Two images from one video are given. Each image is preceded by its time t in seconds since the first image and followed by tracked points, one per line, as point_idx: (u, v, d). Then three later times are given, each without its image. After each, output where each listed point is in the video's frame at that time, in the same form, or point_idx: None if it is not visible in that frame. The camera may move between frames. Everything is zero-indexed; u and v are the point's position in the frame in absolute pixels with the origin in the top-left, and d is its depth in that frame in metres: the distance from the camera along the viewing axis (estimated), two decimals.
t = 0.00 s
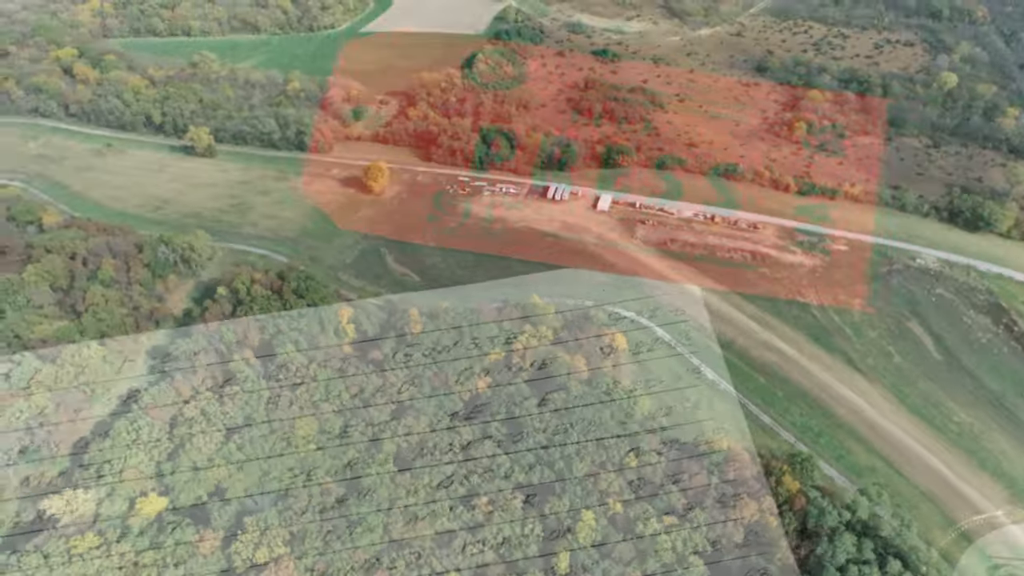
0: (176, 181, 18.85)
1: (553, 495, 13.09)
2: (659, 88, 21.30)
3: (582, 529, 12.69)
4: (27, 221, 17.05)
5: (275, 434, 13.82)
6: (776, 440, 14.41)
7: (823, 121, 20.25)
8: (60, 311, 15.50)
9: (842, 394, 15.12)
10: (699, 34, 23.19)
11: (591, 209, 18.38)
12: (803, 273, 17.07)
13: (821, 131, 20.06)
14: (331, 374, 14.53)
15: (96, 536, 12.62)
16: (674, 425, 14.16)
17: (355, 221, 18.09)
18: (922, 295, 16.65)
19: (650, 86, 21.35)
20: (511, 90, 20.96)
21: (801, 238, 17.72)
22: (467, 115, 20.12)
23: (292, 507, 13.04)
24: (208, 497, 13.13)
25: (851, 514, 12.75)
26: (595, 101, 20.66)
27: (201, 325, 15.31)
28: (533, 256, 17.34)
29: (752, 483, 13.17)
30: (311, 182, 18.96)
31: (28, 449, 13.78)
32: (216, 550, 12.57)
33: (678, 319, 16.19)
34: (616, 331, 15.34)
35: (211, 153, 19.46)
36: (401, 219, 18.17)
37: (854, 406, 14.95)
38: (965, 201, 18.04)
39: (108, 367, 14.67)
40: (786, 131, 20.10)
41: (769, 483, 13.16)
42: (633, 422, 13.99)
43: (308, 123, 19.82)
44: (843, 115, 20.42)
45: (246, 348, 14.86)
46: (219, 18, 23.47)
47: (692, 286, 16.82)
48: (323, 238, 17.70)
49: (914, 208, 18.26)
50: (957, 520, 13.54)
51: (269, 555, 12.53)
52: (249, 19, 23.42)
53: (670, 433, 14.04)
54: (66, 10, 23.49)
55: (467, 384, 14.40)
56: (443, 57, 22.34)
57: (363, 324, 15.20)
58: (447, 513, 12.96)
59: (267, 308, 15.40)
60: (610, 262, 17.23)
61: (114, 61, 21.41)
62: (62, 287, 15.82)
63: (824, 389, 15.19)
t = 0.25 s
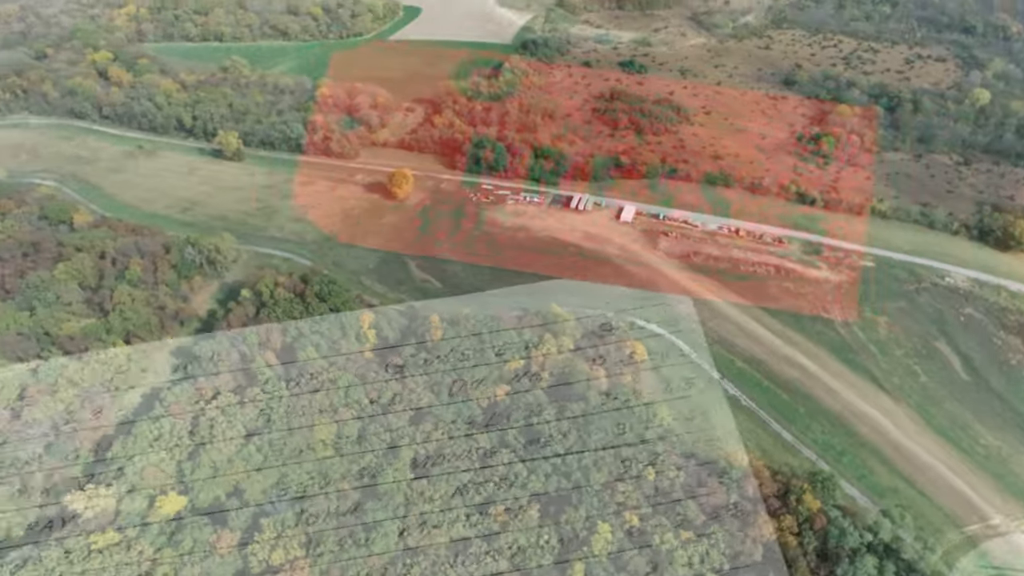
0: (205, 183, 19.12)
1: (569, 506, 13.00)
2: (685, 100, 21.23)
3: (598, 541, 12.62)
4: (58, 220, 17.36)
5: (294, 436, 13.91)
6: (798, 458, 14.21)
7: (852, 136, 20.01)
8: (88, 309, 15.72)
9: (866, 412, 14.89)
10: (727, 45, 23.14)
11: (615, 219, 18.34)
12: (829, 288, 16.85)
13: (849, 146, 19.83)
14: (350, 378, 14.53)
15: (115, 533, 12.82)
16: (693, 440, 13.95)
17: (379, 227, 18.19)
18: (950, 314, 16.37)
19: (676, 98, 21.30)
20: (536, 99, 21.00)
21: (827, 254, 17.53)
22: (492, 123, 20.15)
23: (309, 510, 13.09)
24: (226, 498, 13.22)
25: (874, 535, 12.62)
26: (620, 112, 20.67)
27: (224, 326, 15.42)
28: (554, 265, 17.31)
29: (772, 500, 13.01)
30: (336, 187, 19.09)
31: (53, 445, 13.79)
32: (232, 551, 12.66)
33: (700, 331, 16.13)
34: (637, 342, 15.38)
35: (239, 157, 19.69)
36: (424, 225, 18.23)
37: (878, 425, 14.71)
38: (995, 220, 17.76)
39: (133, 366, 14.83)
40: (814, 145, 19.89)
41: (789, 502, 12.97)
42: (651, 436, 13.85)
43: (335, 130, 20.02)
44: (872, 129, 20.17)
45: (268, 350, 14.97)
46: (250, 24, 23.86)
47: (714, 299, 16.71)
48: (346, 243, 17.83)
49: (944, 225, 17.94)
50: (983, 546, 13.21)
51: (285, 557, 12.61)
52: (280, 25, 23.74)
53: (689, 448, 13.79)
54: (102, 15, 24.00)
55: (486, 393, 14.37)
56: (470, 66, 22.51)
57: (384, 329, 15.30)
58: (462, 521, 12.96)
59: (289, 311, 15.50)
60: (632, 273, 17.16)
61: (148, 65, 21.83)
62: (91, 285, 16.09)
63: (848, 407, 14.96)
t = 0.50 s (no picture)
0: (230, 186, 19.35)
1: (584, 517, 12.91)
2: (709, 112, 21.14)
3: (614, 553, 12.51)
4: (87, 220, 17.66)
5: (312, 439, 13.94)
6: (818, 475, 13.99)
7: (879, 149, 19.78)
8: (113, 308, 15.94)
9: (889, 430, 14.65)
10: (753, 57, 23.16)
11: (636, 229, 18.26)
12: (852, 303, 16.64)
13: (876, 159, 19.60)
14: (368, 381, 14.65)
15: (134, 529, 12.83)
16: (711, 454, 13.92)
17: (400, 232, 18.27)
18: (977, 331, 16.12)
19: (701, 109, 21.22)
20: (560, 108, 21.04)
21: (852, 268, 17.32)
22: (515, 131, 20.20)
23: (324, 512, 13.10)
24: (243, 499, 13.28)
25: (895, 555, 12.49)
26: (644, 122, 20.64)
27: (245, 327, 15.57)
28: (574, 274, 17.26)
29: (791, 516, 12.87)
30: (359, 192, 19.21)
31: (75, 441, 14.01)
32: (248, 551, 12.68)
33: (720, 344, 16.02)
34: (656, 353, 15.27)
35: (264, 160, 19.88)
36: (445, 231, 18.27)
37: (901, 443, 14.47)
38: None
39: (156, 364, 15.00)
40: (839, 158, 19.70)
41: (808, 519, 12.83)
42: (668, 448, 13.83)
43: (359, 134, 20.15)
44: (900, 144, 19.94)
45: (288, 352, 15.08)
46: (279, 30, 24.15)
47: (736, 312, 16.59)
48: (368, 247, 17.93)
49: (971, 242, 17.70)
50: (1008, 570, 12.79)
51: (301, 559, 12.62)
52: (307, 31, 24.02)
53: (706, 460, 13.78)
54: (135, 19, 24.47)
55: (504, 401, 14.38)
56: (494, 74, 22.62)
57: (404, 334, 15.38)
58: (476, 529, 12.90)
59: (310, 314, 15.68)
60: (653, 284, 17.08)
61: (178, 69, 22.22)
62: (117, 284, 16.31)
63: (869, 424, 14.74)
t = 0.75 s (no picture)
0: (260, 189, 19.59)
1: (602, 530, 12.86)
2: (739, 124, 20.98)
3: (631, 567, 12.49)
4: (120, 219, 17.95)
5: (334, 442, 14.05)
6: (842, 495, 13.76)
7: (912, 165, 19.44)
8: (143, 306, 16.19)
9: (916, 452, 14.38)
10: (784, 70, 23.00)
11: (662, 241, 18.16)
12: (881, 322, 16.39)
13: (909, 175, 19.27)
14: (390, 386, 14.69)
15: (156, 526, 12.96)
16: (733, 471, 13.90)
17: (426, 239, 18.36)
18: (1010, 354, 15.81)
19: (730, 121, 21.07)
20: (589, 118, 21.03)
21: (881, 285, 17.07)
22: (543, 140, 20.21)
23: (343, 516, 13.16)
24: (262, 500, 13.39)
25: None
26: (672, 133, 20.56)
27: (270, 330, 15.69)
28: (599, 285, 17.21)
29: (813, 537, 12.66)
30: (387, 198, 19.34)
31: (102, 436, 14.23)
32: (267, 552, 12.78)
33: (745, 359, 15.87)
34: (679, 368, 15.21)
35: (294, 164, 20.13)
36: (470, 239, 18.33)
37: (928, 465, 14.21)
38: None
39: (184, 364, 15.16)
40: (871, 174, 19.42)
41: (832, 541, 12.58)
42: (691, 463, 13.67)
43: (388, 141, 20.29)
44: (934, 160, 19.60)
45: (312, 355, 15.19)
46: (311, 37, 24.53)
47: (762, 327, 16.40)
48: (394, 253, 18.04)
49: (1005, 262, 17.41)
50: None
51: (318, 562, 12.69)
52: (340, 38, 24.34)
53: (727, 476, 13.77)
54: (172, 24, 25.01)
55: (525, 409, 14.30)
56: (524, 83, 22.70)
57: (427, 340, 15.44)
58: (493, 538, 12.88)
59: (334, 317, 15.74)
60: (678, 297, 16.98)
61: (212, 73, 22.61)
62: (147, 283, 16.56)
63: (897, 445, 14.46)
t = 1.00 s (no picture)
0: (285, 192, 19.75)
1: (618, 542, 12.75)
2: (765, 136, 20.86)
3: None
4: (148, 219, 18.26)
5: (352, 445, 14.07)
6: (864, 513, 13.50)
7: (942, 180, 19.16)
8: (168, 306, 16.40)
9: (940, 472, 14.12)
10: (812, 81, 22.91)
11: (685, 252, 18.03)
12: (907, 338, 16.14)
13: (938, 190, 19.00)
14: (409, 391, 14.77)
15: (175, 524, 13.06)
16: (753, 485, 13.78)
17: (448, 245, 18.39)
18: None
19: (756, 133, 20.94)
20: (614, 127, 21.00)
21: (907, 301, 16.84)
22: (567, 149, 20.24)
23: (360, 519, 13.18)
24: (280, 501, 13.44)
25: None
26: (697, 143, 20.44)
27: (292, 331, 15.86)
28: (620, 295, 17.14)
29: (834, 556, 12.58)
30: (410, 203, 19.43)
31: (125, 433, 14.36)
32: (283, 553, 12.84)
33: (766, 373, 15.70)
34: (699, 381, 15.14)
35: (320, 169, 20.30)
36: (492, 245, 18.35)
37: (953, 485, 13.92)
38: None
39: (206, 364, 15.39)
40: (899, 188, 19.15)
41: (852, 560, 12.54)
42: (710, 477, 13.60)
43: (413, 147, 20.42)
44: (963, 175, 19.33)
45: (333, 358, 15.30)
46: (340, 42, 24.74)
47: (785, 341, 16.22)
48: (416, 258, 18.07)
49: None
50: None
51: (333, 565, 12.69)
52: (368, 44, 24.57)
53: (746, 491, 13.68)
54: (205, 29, 25.46)
55: (543, 418, 14.30)
56: (550, 92, 22.76)
57: (447, 346, 15.53)
58: (508, 546, 12.79)
59: (356, 321, 15.87)
60: (700, 308, 16.87)
61: (242, 78, 22.93)
62: (172, 283, 16.79)
63: (921, 464, 14.21)
